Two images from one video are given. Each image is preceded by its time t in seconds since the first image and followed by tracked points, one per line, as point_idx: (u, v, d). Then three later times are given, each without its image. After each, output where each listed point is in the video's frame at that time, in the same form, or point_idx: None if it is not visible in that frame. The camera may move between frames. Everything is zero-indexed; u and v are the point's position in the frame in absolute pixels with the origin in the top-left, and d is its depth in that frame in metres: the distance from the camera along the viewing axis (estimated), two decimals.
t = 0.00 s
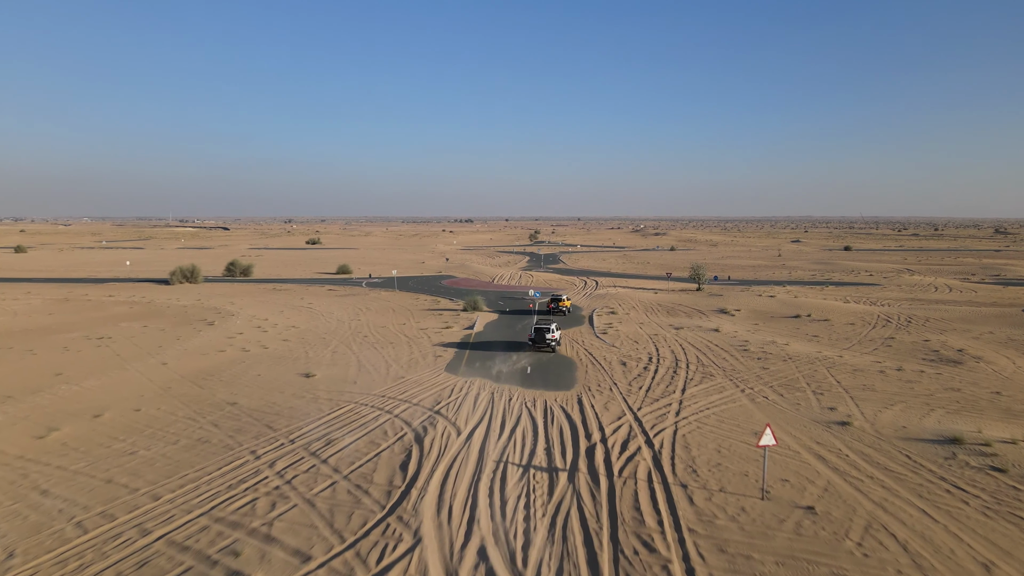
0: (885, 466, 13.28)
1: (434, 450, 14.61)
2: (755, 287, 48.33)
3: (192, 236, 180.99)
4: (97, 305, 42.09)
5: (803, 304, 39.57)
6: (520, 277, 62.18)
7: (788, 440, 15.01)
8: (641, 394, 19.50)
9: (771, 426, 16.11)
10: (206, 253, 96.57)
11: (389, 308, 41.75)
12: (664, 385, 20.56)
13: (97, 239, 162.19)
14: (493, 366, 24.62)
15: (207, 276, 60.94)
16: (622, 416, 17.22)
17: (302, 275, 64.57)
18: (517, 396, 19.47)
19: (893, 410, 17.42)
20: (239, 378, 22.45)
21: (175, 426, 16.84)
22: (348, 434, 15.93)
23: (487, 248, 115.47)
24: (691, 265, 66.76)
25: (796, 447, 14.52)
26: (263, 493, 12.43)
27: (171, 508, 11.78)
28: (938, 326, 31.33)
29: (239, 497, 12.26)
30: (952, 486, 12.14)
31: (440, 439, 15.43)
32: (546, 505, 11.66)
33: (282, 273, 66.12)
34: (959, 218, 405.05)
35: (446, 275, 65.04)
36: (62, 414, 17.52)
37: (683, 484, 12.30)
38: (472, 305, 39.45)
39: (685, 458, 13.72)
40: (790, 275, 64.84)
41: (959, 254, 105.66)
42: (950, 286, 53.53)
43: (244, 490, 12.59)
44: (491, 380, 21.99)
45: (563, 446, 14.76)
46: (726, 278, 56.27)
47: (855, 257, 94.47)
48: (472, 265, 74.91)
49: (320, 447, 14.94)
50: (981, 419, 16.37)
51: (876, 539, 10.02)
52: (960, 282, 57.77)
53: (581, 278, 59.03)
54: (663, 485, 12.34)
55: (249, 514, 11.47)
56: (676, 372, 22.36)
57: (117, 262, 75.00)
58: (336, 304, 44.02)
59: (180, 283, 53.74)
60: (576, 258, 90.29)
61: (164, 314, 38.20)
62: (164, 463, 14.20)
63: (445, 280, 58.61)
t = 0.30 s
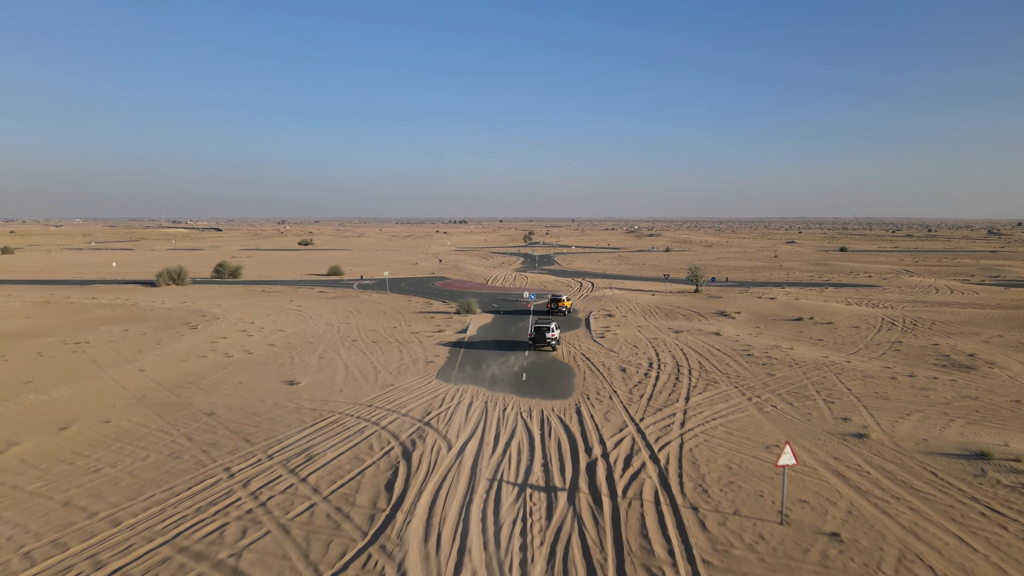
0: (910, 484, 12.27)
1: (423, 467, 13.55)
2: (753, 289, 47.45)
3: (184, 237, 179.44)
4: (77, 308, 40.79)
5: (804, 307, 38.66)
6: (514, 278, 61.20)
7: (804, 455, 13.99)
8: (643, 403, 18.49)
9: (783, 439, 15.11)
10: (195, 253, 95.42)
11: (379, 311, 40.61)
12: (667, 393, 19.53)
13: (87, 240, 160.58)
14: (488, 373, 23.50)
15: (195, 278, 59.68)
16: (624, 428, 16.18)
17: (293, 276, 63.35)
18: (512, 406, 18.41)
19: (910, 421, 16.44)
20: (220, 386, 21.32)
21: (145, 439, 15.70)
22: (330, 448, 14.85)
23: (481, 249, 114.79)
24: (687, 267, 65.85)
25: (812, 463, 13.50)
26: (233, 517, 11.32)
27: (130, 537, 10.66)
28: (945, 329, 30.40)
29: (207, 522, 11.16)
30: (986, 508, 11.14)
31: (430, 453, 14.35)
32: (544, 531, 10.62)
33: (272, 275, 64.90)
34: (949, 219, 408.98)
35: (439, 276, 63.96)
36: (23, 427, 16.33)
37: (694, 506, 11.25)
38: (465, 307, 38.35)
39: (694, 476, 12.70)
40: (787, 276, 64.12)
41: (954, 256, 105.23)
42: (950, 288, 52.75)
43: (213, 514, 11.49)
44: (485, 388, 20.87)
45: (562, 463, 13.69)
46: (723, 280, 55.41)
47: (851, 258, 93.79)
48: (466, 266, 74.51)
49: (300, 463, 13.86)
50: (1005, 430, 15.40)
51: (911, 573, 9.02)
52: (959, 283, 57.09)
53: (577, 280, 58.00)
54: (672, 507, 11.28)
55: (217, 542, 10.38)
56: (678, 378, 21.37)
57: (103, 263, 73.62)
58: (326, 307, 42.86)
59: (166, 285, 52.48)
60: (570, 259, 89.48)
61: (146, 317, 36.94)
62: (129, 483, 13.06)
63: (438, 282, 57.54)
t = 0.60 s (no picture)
0: (943, 507, 11.24)
1: (410, 487, 12.45)
2: (752, 291, 46.48)
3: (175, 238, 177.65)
4: (57, 311, 39.46)
5: (806, 309, 37.68)
6: (508, 280, 60.15)
7: (823, 472, 12.95)
8: (646, 414, 17.42)
9: (798, 453, 14.07)
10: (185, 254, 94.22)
11: (369, 314, 39.42)
12: (670, 402, 18.47)
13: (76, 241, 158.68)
14: (482, 379, 22.29)
15: (182, 280, 58.40)
16: (627, 441, 15.10)
17: (282, 278, 62.03)
18: (507, 418, 17.32)
19: (931, 433, 15.42)
20: (197, 395, 20.14)
21: (110, 456, 14.53)
22: (310, 466, 13.74)
23: (475, 250, 114.04)
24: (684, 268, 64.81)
25: (833, 481, 12.46)
26: (198, 548, 10.20)
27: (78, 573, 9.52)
28: (954, 333, 29.42)
29: (167, 554, 10.03)
30: None
31: (418, 472, 13.24)
32: (544, 564, 9.54)
33: (261, 277, 63.62)
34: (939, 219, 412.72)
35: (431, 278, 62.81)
36: None
37: (710, 535, 10.18)
38: (458, 310, 37.19)
39: (706, 498, 11.64)
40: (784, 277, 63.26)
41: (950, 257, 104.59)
42: (951, 290, 51.85)
43: (176, 544, 10.37)
44: (480, 397, 19.67)
45: (562, 483, 12.59)
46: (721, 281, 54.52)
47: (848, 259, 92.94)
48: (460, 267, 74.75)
49: (276, 483, 12.75)
50: None
51: None
52: (959, 285, 56.32)
53: (572, 281, 56.91)
54: (685, 536, 10.21)
55: None
56: (681, 386, 20.33)
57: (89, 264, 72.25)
58: (315, 310, 41.65)
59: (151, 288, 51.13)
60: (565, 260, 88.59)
61: (127, 321, 35.65)
62: (86, 508, 11.90)
63: (430, 284, 56.40)
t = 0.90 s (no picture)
0: (985, 538, 10.17)
1: (395, 513, 11.30)
2: (751, 293, 45.48)
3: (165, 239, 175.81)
4: (35, 314, 38.04)
5: (808, 311, 36.68)
6: (502, 281, 59.06)
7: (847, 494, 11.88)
8: (650, 427, 16.30)
9: (818, 472, 12.99)
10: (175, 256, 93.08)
11: (359, 318, 38.19)
12: (676, 414, 17.39)
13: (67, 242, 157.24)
14: (476, 387, 21.11)
15: (168, 282, 57.03)
16: (631, 458, 14.00)
17: (271, 280, 60.71)
18: (502, 432, 16.20)
19: (957, 448, 14.39)
20: (172, 407, 18.93)
21: (69, 477, 13.32)
22: (287, 487, 12.57)
23: (469, 250, 113.33)
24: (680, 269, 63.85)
25: (860, 505, 11.38)
26: None
27: None
28: (963, 337, 28.46)
29: None
30: None
31: (405, 495, 12.10)
32: None
33: (249, 278, 62.29)
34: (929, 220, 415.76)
35: (423, 279, 61.64)
36: None
37: (731, 572, 9.09)
38: (450, 313, 36.02)
39: (724, 526, 10.56)
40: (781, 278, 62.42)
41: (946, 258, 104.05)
42: (952, 291, 50.98)
43: None
44: (473, 407, 18.49)
45: (563, 507, 11.47)
46: (718, 283, 53.56)
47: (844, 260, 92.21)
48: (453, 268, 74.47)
49: (249, 509, 11.59)
50: None
51: None
52: (959, 286, 55.55)
53: (567, 283, 55.81)
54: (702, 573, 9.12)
55: None
56: (686, 395, 19.26)
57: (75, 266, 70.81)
58: (302, 312, 40.39)
59: (134, 290, 49.67)
60: (559, 261, 87.65)
61: (106, 325, 34.31)
62: (34, 539, 10.69)
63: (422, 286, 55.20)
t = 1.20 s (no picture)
0: None
1: (379, 544, 10.18)
2: (752, 294, 44.50)
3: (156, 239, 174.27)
4: (12, 317, 36.70)
5: (811, 314, 35.66)
6: (497, 282, 57.92)
7: (877, 520, 10.79)
8: (656, 441, 15.19)
9: (842, 493, 11.91)
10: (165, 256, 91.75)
11: (349, 321, 36.99)
12: (682, 426, 16.27)
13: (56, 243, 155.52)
14: (469, 395, 19.89)
15: (155, 283, 55.73)
16: (637, 478, 12.88)
17: (261, 281, 59.42)
18: (497, 446, 15.06)
19: (989, 465, 13.31)
20: (144, 419, 17.70)
21: (21, 501, 12.14)
22: (261, 512, 11.43)
23: (463, 250, 112.18)
24: (678, 270, 62.89)
25: (893, 534, 10.29)
26: None
27: None
28: (974, 341, 27.45)
29: None
30: None
31: (390, 522, 10.94)
32: None
33: (239, 280, 60.99)
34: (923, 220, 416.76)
35: (417, 281, 60.48)
36: None
37: None
38: (443, 316, 34.87)
39: (745, 559, 9.47)
40: (780, 279, 61.50)
41: (944, 258, 103.47)
42: (955, 292, 50.10)
43: None
44: (466, 419, 17.27)
45: (564, 536, 10.35)
46: (718, 284, 52.55)
47: (841, 261, 91.49)
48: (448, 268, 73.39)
49: (218, 538, 10.46)
50: None
51: None
52: (961, 287, 54.70)
53: (563, 284, 54.72)
54: None
55: None
56: (692, 405, 18.16)
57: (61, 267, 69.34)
58: (291, 315, 39.16)
59: (118, 292, 48.31)
60: (554, 262, 86.61)
61: (86, 329, 33.01)
62: None
63: (415, 287, 54.02)
